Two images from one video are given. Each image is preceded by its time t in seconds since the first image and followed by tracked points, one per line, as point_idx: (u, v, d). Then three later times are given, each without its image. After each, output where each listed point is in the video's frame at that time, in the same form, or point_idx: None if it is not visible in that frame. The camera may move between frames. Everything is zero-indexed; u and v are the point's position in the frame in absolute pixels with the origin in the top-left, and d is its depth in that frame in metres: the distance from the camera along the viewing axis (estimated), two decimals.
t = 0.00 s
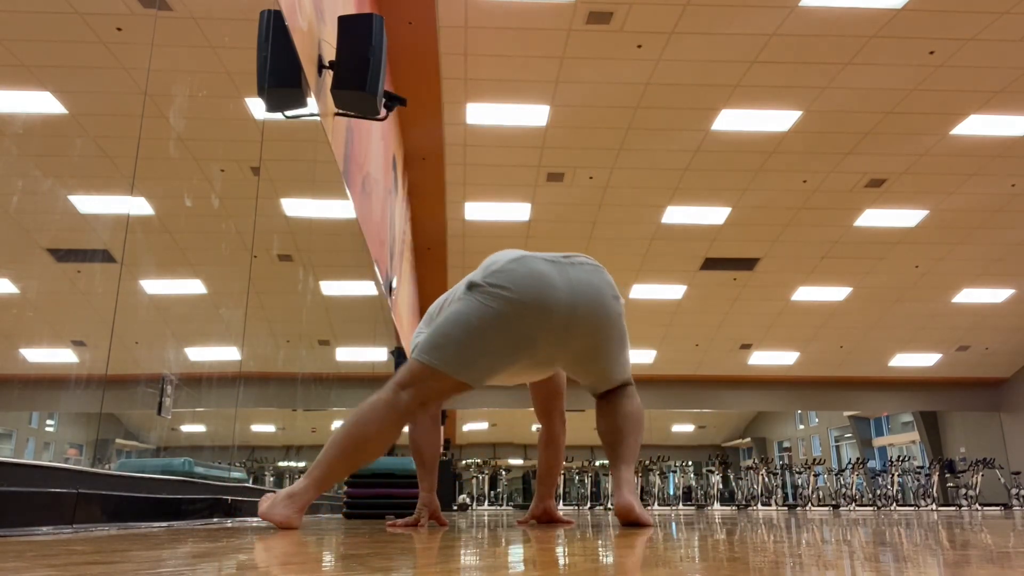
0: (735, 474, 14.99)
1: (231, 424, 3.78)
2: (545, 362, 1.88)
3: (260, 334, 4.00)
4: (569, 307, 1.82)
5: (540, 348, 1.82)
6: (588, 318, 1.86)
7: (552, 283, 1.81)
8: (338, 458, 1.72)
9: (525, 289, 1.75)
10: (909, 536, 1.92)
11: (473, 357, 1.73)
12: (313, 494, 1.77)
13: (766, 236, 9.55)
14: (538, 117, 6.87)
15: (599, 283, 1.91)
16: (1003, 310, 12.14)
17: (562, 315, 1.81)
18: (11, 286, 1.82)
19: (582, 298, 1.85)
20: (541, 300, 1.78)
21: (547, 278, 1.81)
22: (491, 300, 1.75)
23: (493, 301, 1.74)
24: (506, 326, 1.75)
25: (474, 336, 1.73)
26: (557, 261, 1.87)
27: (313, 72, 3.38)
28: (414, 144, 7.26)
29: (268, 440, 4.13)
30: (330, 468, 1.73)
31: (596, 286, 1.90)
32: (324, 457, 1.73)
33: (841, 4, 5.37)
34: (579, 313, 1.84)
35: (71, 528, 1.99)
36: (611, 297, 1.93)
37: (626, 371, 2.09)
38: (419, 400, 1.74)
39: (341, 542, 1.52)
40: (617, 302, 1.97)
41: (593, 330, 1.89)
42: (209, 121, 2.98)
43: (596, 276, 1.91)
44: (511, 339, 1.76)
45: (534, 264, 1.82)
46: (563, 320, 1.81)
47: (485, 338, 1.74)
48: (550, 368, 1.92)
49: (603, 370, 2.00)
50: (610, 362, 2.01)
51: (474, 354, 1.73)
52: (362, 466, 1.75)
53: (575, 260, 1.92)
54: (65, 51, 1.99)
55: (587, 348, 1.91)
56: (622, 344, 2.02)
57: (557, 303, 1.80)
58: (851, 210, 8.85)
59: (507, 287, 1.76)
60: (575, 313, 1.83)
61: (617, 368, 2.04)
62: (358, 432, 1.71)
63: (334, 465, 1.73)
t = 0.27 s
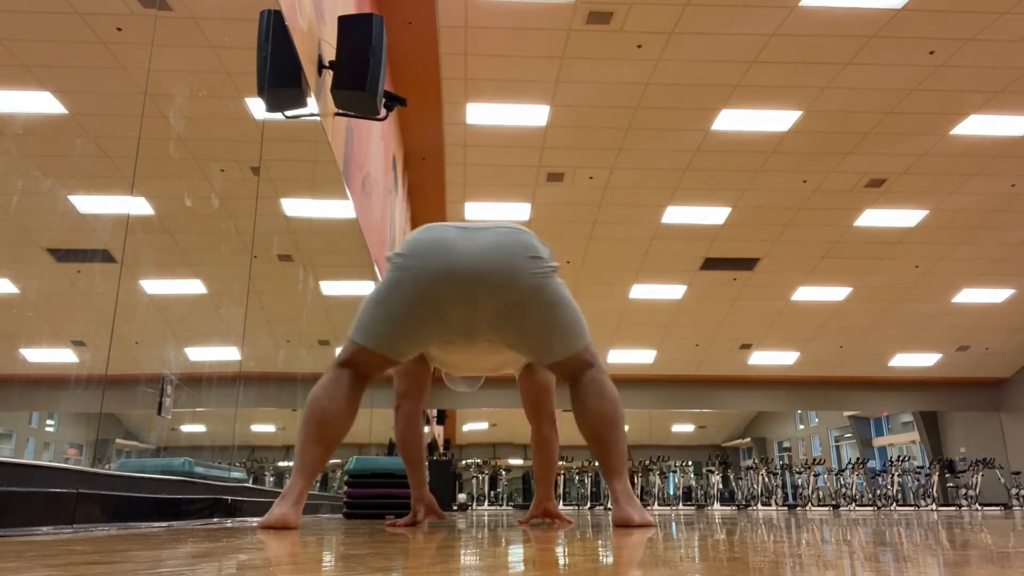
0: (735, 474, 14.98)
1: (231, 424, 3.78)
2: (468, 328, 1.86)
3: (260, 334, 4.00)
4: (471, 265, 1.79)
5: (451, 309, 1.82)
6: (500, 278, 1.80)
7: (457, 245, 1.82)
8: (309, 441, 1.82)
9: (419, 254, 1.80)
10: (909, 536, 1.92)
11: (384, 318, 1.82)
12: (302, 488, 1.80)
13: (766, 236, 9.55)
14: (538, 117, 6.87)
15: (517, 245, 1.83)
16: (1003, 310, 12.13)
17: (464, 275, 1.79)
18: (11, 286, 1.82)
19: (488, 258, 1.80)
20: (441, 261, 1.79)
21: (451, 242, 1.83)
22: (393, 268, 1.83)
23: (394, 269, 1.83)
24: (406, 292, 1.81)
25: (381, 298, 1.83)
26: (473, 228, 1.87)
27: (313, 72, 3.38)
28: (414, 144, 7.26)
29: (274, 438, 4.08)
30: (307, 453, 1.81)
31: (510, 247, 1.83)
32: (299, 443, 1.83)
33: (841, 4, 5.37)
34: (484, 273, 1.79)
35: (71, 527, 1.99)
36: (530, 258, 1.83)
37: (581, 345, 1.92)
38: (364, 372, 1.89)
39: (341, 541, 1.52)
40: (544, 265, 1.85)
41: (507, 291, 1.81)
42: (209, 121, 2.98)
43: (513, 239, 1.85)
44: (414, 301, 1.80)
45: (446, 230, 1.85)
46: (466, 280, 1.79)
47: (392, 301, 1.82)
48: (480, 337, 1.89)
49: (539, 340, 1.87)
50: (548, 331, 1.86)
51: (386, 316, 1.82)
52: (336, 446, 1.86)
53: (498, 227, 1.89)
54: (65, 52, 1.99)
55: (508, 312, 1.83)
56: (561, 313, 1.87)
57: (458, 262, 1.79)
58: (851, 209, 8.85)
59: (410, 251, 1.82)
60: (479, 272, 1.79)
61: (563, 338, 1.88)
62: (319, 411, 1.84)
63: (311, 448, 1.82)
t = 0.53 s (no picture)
0: (735, 474, 14.98)
1: (231, 424, 3.78)
2: (397, 347, 1.74)
3: (260, 334, 4.00)
4: (383, 280, 1.66)
5: (371, 327, 1.70)
6: (414, 291, 1.65)
7: (372, 260, 1.69)
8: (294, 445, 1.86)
9: (335, 276, 1.71)
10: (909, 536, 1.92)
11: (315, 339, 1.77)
12: (298, 482, 1.84)
13: (766, 235, 9.55)
14: (538, 117, 6.87)
15: (434, 254, 1.67)
16: (1003, 310, 12.13)
17: (376, 291, 1.66)
18: (11, 286, 1.81)
19: (400, 271, 1.66)
20: (355, 277, 1.68)
21: (367, 256, 1.71)
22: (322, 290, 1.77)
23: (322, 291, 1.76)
24: (329, 314, 1.73)
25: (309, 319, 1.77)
26: (393, 239, 1.73)
27: (313, 72, 3.38)
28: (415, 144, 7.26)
29: (266, 441, 4.07)
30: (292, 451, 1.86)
31: (426, 257, 1.68)
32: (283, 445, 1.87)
33: (841, 4, 5.37)
34: (396, 287, 1.65)
35: (71, 527, 1.99)
36: (446, 268, 1.66)
37: (518, 358, 1.69)
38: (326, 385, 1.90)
39: (340, 542, 1.51)
40: (463, 273, 1.68)
41: (424, 305, 1.65)
42: (209, 121, 2.98)
43: (431, 248, 1.69)
44: (337, 323, 1.72)
45: (365, 244, 1.73)
46: (377, 298, 1.66)
47: (323, 323, 1.77)
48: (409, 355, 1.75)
49: (466, 357, 1.68)
50: (474, 345, 1.67)
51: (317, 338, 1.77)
52: (320, 442, 1.89)
53: (422, 236, 1.74)
54: (65, 51, 1.99)
55: (429, 327, 1.67)
56: (489, 325, 1.67)
57: (371, 278, 1.67)
58: (851, 210, 8.85)
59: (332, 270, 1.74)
60: (393, 287, 1.65)
61: (492, 353, 1.67)
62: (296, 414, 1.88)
63: (295, 447, 1.85)
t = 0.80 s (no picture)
0: (735, 474, 14.98)
1: (231, 423, 3.78)
2: (368, 382, 1.78)
3: (260, 334, 4.00)
4: (338, 324, 1.69)
5: (341, 367, 1.75)
6: (367, 333, 1.66)
7: (327, 303, 1.72)
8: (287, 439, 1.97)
9: (299, 316, 1.76)
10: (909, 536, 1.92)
11: (302, 377, 1.87)
12: (296, 469, 1.92)
13: (766, 236, 9.55)
14: (538, 117, 6.87)
15: (382, 293, 1.66)
16: (1003, 310, 12.13)
17: (334, 335, 1.70)
18: (11, 286, 1.81)
19: (352, 314, 1.67)
20: (315, 320, 1.72)
21: (324, 296, 1.73)
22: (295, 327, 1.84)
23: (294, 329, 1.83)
24: (300, 354, 1.81)
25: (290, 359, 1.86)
26: (348, 278, 1.73)
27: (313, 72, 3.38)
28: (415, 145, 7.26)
29: (263, 443, 4.05)
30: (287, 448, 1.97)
31: (374, 296, 1.66)
32: (278, 446, 1.98)
33: (841, 4, 5.37)
34: (351, 331, 1.68)
35: (71, 527, 1.99)
36: (392, 307, 1.64)
37: (477, 391, 1.62)
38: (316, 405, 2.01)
39: (341, 541, 1.52)
40: (410, 310, 1.64)
41: (377, 345, 1.66)
42: (209, 121, 2.97)
43: (381, 287, 1.67)
44: (306, 362, 1.80)
45: (323, 285, 1.75)
46: (332, 339, 1.70)
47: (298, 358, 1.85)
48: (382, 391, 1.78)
49: (424, 394, 1.66)
50: (430, 382, 1.64)
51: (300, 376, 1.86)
52: (316, 441, 2.00)
53: (376, 271, 1.72)
54: (65, 52, 2.00)
55: (389, 365, 1.68)
56: (442, 360, 1.63)
57: (329, 323, 1.70)
58: (851, 210, 8.86)
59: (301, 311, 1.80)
60: (348, 329, 1.68)
61: (451, 387, 1.63)
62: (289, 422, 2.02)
63: (290, 444, 1.96)
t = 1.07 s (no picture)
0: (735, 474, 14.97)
1: (231, 424, 3.77)
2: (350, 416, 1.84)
3: (260, 334, 4.00)
4: (309, 371, 1.73)
5: (325, 405, 1.81)
6: (337, 378, 1.70)
7: (294, 350, 1.74)
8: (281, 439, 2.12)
9: (272, 365, 1.81)
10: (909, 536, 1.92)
11: (293, 411, 1.94)
12: (293, 455, 2.04)
13: (766, 236, 9.55)
14: (539, 117, 6.87)
15: (341, 341, 1.67)
16: (1003, 310, 12.13)
17: (308, 380, 1.74)
18: (11, 286, 1.81)
19: (318, 362, 1.70)
20: (287, 368, 1.77)
21: (290, 344, 1.76)
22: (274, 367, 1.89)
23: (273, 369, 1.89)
24: (283, 395, 1.88)
25: (277, 396, 1.92)
26: (308, 323, 1.74)
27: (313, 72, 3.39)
28: (415, 145, 7.25)
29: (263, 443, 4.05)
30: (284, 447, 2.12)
31: (334, 344, 1.68)
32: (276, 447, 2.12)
33: (841, 4, 5.37)
34: (321, 377, 1.71)
35: (71, 527, 1.99)
36: (353, 354, 1.66)
37: (451, 423, 1.65)
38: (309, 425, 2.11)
39: (342, 542, 1.51)
40: (371, 355, 1.65)
41: (348, 388, 1.70)
42: (209, 121, 2.97)
43: (339, 335, 1.68)
44: (291, 401, 1.88)
45: (287, 330, 1.77)
46: (307, 385, 1.75)
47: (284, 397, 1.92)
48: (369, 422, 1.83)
49: (403, 429, 1.69)
50: (405, 418, 1.68)
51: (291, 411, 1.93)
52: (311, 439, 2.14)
53: (334, 315, 1.72)
54: (65, 52, 2.00)
55: (363, 406, 1.72)
56: (412, 397, 1.65)
57: (299, 370, 1.74)
58: (851, 210, 8.85)
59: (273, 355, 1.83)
60: (319, 376, 1.72)
61: (423, 423, 1.66)
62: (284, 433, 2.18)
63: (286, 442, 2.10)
